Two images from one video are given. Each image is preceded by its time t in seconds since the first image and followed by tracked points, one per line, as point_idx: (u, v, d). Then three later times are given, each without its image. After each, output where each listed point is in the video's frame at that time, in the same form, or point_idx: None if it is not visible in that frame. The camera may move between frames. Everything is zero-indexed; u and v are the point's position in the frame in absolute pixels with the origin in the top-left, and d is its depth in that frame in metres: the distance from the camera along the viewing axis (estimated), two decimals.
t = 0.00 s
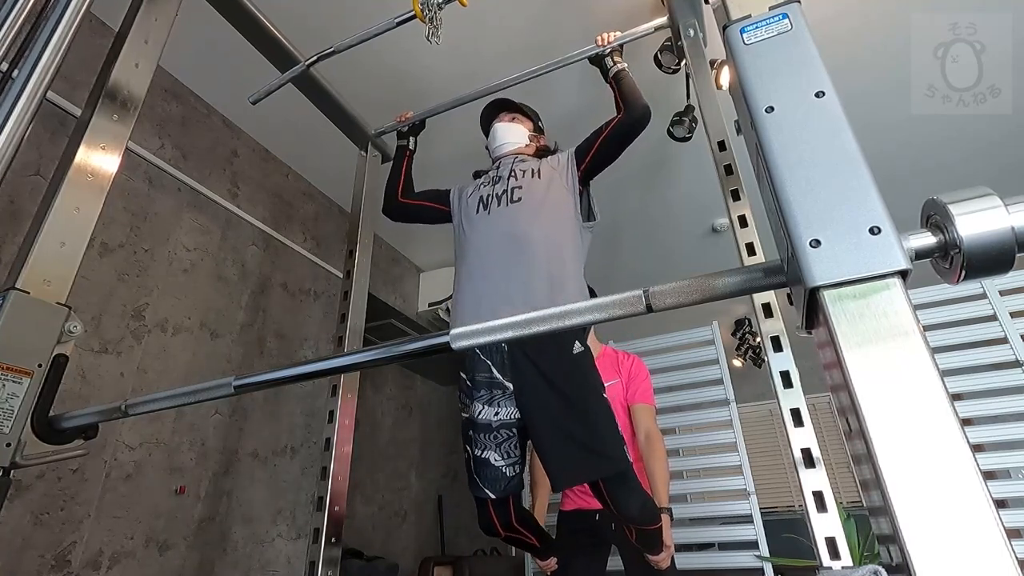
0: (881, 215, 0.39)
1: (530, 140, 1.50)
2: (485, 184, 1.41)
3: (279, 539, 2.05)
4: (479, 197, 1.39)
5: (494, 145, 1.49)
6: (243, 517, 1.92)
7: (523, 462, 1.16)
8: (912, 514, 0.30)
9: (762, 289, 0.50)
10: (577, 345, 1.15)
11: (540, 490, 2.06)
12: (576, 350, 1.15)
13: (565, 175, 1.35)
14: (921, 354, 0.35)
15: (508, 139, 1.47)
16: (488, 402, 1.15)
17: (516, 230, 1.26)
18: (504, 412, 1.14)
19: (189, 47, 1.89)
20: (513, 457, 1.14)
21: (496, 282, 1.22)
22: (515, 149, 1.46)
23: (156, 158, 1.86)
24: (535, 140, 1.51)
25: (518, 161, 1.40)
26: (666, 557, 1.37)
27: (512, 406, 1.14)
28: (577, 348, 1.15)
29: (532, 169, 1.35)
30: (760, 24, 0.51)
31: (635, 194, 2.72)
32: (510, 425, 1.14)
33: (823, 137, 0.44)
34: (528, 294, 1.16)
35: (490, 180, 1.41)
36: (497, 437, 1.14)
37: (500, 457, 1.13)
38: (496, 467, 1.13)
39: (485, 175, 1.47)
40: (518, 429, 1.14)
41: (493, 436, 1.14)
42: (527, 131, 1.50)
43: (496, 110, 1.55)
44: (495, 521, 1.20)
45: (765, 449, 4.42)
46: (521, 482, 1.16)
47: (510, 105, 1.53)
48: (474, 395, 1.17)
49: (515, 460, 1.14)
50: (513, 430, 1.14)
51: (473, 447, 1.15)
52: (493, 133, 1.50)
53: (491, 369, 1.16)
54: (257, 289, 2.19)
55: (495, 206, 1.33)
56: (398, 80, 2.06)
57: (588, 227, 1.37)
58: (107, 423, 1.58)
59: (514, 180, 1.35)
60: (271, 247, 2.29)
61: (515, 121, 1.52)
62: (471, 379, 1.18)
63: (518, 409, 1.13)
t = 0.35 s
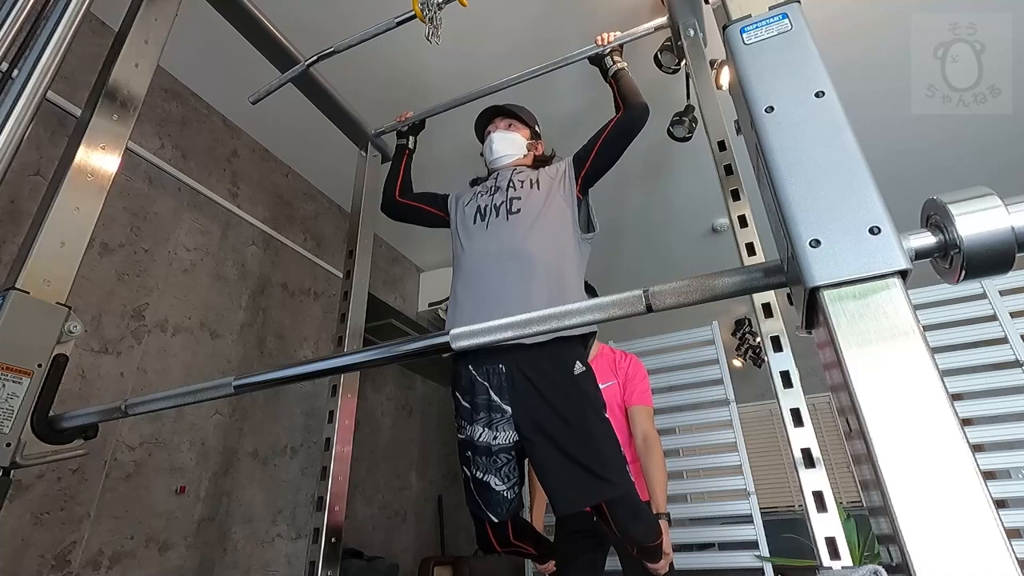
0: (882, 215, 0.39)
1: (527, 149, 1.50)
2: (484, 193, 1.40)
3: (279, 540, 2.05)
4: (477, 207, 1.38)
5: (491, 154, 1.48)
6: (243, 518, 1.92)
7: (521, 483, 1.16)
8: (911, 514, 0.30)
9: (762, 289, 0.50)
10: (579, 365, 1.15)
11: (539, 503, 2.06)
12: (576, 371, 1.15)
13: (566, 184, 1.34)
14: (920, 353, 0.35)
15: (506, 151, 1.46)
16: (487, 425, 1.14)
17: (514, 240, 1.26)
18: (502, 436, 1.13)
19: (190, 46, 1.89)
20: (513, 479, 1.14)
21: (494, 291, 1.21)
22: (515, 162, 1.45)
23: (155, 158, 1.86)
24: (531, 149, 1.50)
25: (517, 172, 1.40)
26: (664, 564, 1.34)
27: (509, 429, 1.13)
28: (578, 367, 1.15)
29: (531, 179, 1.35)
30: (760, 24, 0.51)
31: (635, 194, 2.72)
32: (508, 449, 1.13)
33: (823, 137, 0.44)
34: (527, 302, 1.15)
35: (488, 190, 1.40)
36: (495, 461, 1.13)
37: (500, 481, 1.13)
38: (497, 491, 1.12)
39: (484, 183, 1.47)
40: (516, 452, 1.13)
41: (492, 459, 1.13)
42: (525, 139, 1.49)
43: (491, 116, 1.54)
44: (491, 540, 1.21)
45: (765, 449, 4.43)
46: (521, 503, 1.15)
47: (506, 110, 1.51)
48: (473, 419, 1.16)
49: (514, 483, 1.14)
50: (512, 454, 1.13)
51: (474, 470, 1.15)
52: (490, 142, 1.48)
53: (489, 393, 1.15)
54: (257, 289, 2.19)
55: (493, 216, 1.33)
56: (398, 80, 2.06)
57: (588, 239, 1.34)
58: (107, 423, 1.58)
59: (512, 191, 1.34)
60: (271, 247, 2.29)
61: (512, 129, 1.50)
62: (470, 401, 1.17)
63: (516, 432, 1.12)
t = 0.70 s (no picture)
0: (882, 216, 0.39)
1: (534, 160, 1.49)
2: (488, 207, 1.39)
3: (279, 540, 2.05)
4: (481, 220, 1.37)
5: (498, 168, 1.46)
6: (243, 518, 1.92)
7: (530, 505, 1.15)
8: (912, 514, 0.30)
9: (762, 289, 0.50)
10: (587, 385, 1.14)
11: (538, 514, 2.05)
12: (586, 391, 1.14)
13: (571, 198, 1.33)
14: (920, 353, 0.35)
15: (513, 167, 1.45)
16: (495, 446, 1.14)
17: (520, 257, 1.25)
18: (510, 456, 1.13)
19: (190, 46, 1.89)
20: (521, 500, 1.13)
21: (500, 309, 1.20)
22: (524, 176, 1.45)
23: (156, 158, 1.86)
24: (538, 161, 1.50)
25: (522, 185, 1.39)
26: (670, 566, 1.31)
27: (518, 450, 1.13)
28: (586, 387, 1.14)
29: (536, 193, 1.34)
30: (760, 24, 0.51)
31: (635, 194, 2.72)
32: (516, 470, 1.13)
33: (824, 137, 0.44)
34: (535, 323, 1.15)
35: (493, 203, 1.39)
36: (504, 482, 1.13)
37: (508, 502, 1.12)
38: (506, 512, 1.12)
39: (490, 195, 1.46)
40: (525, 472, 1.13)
41: (500, 480, 1.13)
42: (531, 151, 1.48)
43: (498, 125, 1.50)
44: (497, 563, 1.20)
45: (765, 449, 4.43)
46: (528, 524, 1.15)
47: (511, 121, 1.48)
48: (481, 439, 1.16)
49: (523, 503, 1.14)
50: (520, 474, 1.13)
51: (482, 491, 1.14)
52: (496, 155, 1.46)
53: (497, 413, 1.15)
54: (257, 289, 2.19)
55: (499, 232, 1.32)
56: (398, 80, 2.06)
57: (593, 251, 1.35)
58: (107, 423, 1.58)
59: (518, 205, 1.33)
60: (271, 247, 2.29)
61: (518, 140, 1.48)
62: (478, 422, 1.17)
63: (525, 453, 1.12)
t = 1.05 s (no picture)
0: (882, 216, 0.39)
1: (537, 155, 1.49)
2: (493, 201, 1.39)
3: (279, 539, 2.05)
4: (486, 214, 1.38)
5: (501, 163, 1.47)
6: (243, 518, 1.92)
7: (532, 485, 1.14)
8: (911, 514, 0.30)
9: (762, 289, 0.50)
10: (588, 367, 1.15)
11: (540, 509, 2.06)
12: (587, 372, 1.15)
13: (573, 193, 1.34)
14: (919, 353, 0.35)
15: (516, 159, 1.45)
16: (499, 424, 1.14)
17: (524, 248, 1.25)
18: (514, 435, 1.12)
19: (190, 46, 1.89)
20: (524, 481, 1.12)
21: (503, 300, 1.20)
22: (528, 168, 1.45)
23: (156, 158, 1.86)
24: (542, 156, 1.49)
25: (526, 179, 1.39)
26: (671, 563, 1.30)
27: (522, 429, 1.13)
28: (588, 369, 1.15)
29: (539, 187, 1.34)
30: (761, 24, 0.51)
31: (635, 194, 2.72)
32: (520, 448, 1.12)
33: (823, 137, 0.44)
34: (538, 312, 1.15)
35: (498, 198, 1.39)
36: (507, 460, 1.12)
37: (510, 481, 1.11)
38: (507, 491, 1.10)
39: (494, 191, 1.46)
40: (528, 452, 1.12)
41: (503, 459, 1.12)
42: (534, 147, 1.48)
43: (503, 124, 1.52)
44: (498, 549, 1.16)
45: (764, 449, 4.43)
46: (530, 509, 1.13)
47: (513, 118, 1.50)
48: (484, 419, 1.16)
49: (526, 485, 1.12)
50: (524, 454, 1.12)
51: (484, 470, 1.13)
52: (500, 150, 1.48)
53: (501, 392, 1.15)
54: (257, 289, 2.19)
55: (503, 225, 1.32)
56: (398, 80, 2.07)
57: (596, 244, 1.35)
58: (107, 423, 1.58)
59: (521, 198, 1.34)
60: (271, 248, 2.29)
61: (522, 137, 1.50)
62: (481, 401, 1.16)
63: (528, 431, 1.12)
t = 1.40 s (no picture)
0: (882, 215, 0.39)
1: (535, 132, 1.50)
2: (493, 170, 1.42)
3: (279, 539, 2.05)
4: (487, 182, 1.41)
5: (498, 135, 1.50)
6: (243, 517, 1.92)
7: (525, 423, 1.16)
8: (911, 514, 0.31)
9: (763, 288, 0.50)
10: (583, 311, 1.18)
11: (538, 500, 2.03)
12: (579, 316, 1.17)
13: (570, 165, 1.36)
14: (919, 353, 0.35)
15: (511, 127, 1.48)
16: (495, 359, 1.19)
17: (520, 213, 1.28)
18: (509, 368, 1.17)
19: (190, 46, 1.89)
20: (515, 415, 1.14)
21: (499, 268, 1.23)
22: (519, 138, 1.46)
23: (156, 158, 1.86)
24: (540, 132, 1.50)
25: (524, 148, 1.41)
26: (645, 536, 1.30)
27: (517, 363, 1.17)
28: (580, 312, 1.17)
29: (537, 155, 1.36)
30: (760, 24, 0.51)
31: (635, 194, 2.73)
32: (514, 381, 1.16)
33: (824, 137, 0.44)
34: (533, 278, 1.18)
35: (498, 167, 1.42)
36: (500, 392, 1.15)
37: (502, 413, 1.14)
38: (498, 422, 1.14)
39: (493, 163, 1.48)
40: (522, 385, 1.15)
41: (496, 391, 1.15)
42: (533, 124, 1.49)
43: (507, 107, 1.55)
44: (497, 490, 1.12)
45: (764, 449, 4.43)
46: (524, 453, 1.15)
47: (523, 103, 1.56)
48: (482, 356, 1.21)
49: (518, 419, 1.14)
50: (517, 387, 1.15)
51: (477, 403, 1.17)
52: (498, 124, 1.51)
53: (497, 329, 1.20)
54: (257, 289, 2.19)
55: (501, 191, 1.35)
56: (398, 80, 2.07)
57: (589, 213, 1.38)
58: (107, 423, 1.58)
59: (520, 165, 1.36)
60: (271, 248, 2.30)
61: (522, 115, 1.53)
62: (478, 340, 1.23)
63: (522, 366, 1.16)
